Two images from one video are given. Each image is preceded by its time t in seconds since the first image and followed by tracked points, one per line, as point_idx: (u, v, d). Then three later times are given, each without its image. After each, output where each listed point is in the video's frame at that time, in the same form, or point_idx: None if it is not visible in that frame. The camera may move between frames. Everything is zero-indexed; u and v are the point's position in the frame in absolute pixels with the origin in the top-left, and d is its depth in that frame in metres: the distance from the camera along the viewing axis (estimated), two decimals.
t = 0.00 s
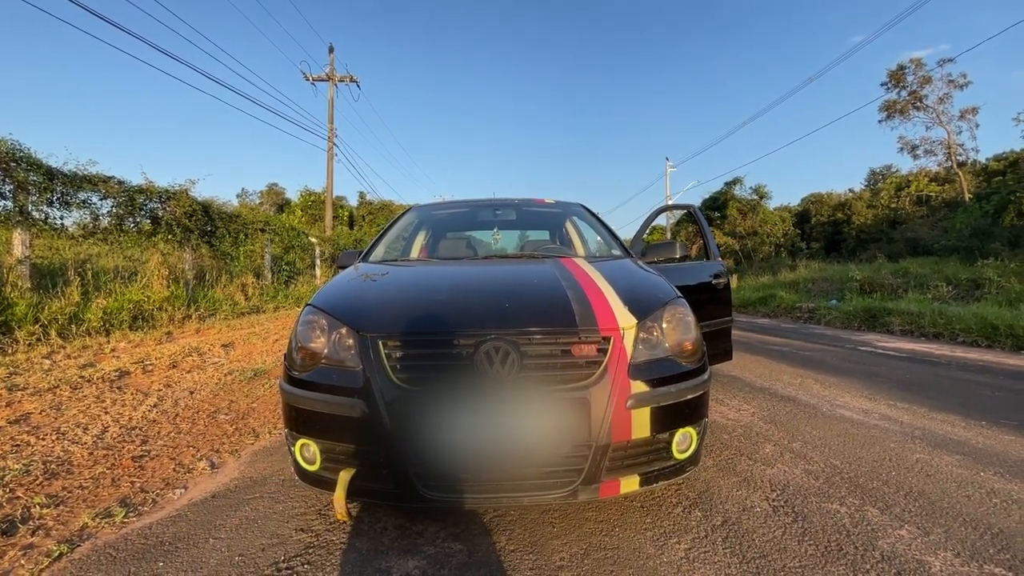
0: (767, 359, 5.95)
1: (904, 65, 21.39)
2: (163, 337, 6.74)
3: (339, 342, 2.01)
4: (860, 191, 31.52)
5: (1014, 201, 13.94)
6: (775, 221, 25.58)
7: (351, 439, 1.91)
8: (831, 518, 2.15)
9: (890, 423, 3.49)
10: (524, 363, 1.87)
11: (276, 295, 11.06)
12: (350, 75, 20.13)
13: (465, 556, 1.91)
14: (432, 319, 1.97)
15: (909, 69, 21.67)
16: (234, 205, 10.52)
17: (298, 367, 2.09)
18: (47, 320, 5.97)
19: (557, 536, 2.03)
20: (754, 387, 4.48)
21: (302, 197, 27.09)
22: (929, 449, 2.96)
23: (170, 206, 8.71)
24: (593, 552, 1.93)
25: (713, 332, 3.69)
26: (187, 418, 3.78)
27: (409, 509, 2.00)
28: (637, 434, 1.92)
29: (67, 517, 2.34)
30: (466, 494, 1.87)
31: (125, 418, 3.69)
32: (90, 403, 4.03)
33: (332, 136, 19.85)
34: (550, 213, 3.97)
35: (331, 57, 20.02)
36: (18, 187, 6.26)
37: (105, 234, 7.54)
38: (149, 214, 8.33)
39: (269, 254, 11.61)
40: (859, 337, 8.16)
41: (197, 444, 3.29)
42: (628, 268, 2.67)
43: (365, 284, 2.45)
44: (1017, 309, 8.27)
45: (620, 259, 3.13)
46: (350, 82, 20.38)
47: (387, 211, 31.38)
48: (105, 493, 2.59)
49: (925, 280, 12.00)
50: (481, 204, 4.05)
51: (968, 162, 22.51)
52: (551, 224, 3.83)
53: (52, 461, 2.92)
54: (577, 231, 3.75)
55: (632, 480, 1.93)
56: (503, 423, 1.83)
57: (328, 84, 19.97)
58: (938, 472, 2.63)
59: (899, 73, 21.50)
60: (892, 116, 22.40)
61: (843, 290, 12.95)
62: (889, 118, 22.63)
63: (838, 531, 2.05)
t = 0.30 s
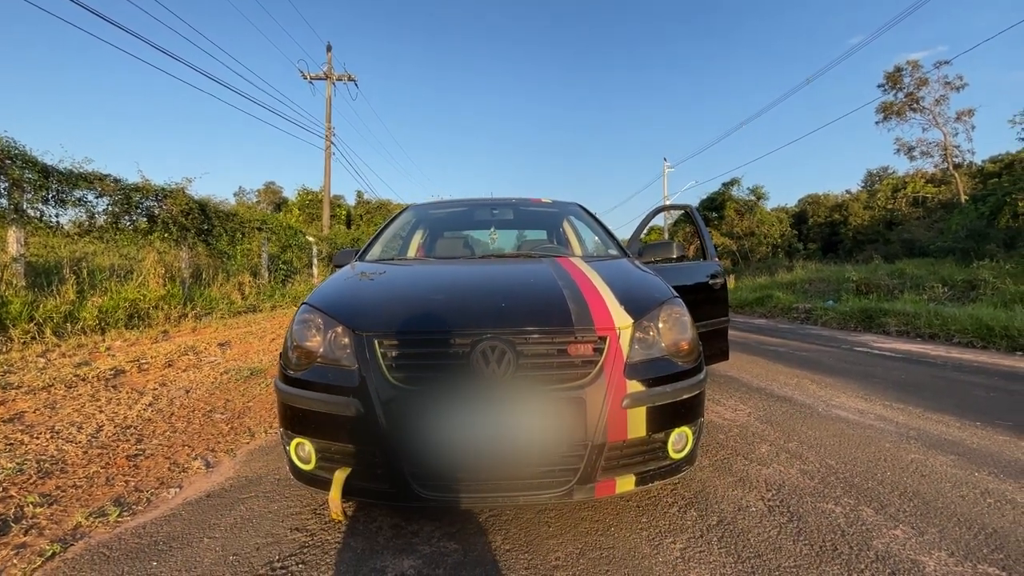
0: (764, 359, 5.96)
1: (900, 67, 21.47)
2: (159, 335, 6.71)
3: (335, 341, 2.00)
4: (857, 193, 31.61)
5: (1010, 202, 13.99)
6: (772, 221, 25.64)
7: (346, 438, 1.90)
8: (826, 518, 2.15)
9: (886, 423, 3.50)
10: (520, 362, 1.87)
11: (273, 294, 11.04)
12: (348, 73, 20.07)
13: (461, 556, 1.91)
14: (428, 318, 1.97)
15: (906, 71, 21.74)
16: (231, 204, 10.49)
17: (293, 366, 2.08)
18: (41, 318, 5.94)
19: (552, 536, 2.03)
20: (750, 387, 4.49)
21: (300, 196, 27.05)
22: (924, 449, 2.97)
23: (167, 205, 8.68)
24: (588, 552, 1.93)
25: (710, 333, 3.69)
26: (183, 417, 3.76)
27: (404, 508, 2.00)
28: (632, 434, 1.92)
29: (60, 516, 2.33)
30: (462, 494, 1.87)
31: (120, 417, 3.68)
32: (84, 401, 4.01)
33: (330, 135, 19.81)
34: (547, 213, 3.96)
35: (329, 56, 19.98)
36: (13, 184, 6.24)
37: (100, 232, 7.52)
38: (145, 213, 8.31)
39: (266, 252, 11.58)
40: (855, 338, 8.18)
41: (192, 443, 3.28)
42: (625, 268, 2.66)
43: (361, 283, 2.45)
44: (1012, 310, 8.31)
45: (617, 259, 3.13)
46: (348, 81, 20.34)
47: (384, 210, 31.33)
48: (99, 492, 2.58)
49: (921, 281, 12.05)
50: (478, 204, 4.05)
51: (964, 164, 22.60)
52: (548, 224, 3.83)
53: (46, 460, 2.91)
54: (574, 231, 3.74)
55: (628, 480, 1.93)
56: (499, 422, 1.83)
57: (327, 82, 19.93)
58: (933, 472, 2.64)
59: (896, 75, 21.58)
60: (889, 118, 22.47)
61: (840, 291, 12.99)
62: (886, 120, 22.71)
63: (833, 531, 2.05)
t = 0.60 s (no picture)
0: (760, 359, 5.98)
1: (897, 68, 21.53)
2: (155, 334, 6.70)
3: (332, 338, 2.00)
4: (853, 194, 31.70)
5: (1005, 203, 14.03)
6: (770, 222, 25.70)
7: (343, 435, 1.90)
8: (821, 515, 2.16)
9: (881, 422, 3.51)
10: (517, 359, 1.87)
11: (270, 293, 11.02)
12: (346, 73, 20.07)
13: (458, 552, 1.91)
14: (426, 315, 1.97)
15: (903, 73, 21.81)
16: (228, 203, 10.47)
17: (290, 363, 2.08)
18: (37, 317, 5.92)
19: (549, 533, 2.03)
20: (747, 386, 4.50)
21: (297, 195, 27.01)
22: (920, 448, 2.98)
23: (163, 204, 8.66)
24: (585, 549, 1.93)
25: (707, 332, 3.70)
26: (179, 415, 3.76)
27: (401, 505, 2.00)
28: (629, 431, 1.92)
29: (56, 514, 2.32)
30: (459, 491, 1.87)
31: (116, 415, 3.67)
32: (80, 400, 4.00)
33: (327, 135, 19.78)
34: (545, 212, 3.97)
35: (327, 56, 19.96)
36: (9, 182, 6.22)
37: (97, 231, 7.49)
38: (142, 212, 8.28)
39: (263, 252, 11.55)
40: (852, 338, 8.20)
41: (189, 441, 3.28)
42: (623, 266, 2.67)
43: (358, 280, 2.45)
44: (1008, 310, 8.34)
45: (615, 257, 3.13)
46: (346, 81, 20.31)
47: (382, 210, 31.29)
48: (95, 490, 2.57)
49: (918, 282, 12.09)
50: (476, 203, 4.05)
51: (960, 165, 22.68)
52: (546, 223, 3.83)
53: (41, 458, 2.90)
54: (572, 230, 3.75)
55: (625, 477, 1.93)
56: (496, 419, 1.83)
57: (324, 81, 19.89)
58: (928, 470, 2.65)
59: (893, 76, 21.64)
60: (886, 119, 22.53)
61: (836, 291, 13.03)
62: (883, 121, 22.78)
63: (828, 527, 2.06)
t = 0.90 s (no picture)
0: (757, 360, 5.99)
1: (894, 69, 21.58)
2: (152, 336, 6.68)
3: (328, 341, 2.00)
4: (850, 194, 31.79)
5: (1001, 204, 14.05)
6: (767, 222, 25.75)
7: (339, 438, 1.90)
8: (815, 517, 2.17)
9: (877, 423, 3.53)
10: (513, 362, 1.87)
11: (267, 294, 11.00)
12: (343, 73, 20.02)
13: (454, 555, 1.91)
14: (422, 318, 1.97)
15: (899, 73, 21.87)
16: (225, 203, 10.44)
17: (286, 366, 2.08)
18: (32, 318, 5.90)
19: (545, 536, 2.03)
20: (744, 388, 4.52)
21: (294, 195, 26.95)
22: (915, 449, 2.99)
23: (160, 204, 8.63)
24: (581, 552, 1.93)
25: (703, 333, 3.71)
26: (176, 418, 3.75)
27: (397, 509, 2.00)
28: (625, 433, 1.92)
29: (51, 518, 2.31)
30: (454, 494, 1.87)
31: (112, 418, 3.66)
32: (76, 402, 3.99)
33: (324, 135, 19.75)
34: (542, 213, 3.97)
35: (324, 55, 19.91)
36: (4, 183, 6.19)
37: (93, 232, 7.47)
38: (138, 212, 8.25)
39: (260, 252, 11.53)
40: (849, 338, 8.23)
41: (185, 444, 3.27)
42: (619, 269, 2.67)
43: (355, 283, 2.44)
44: (1003, 311, 8.37)
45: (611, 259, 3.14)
46: (343, 81, 20.28)
47: (379, 210, 31.28)
48: (90, 493, 2.56)
49: (914, 282, 12.13)
50: (472, 204, 4.05)
51: (956, 166, 22.77)
52: (543, 225, 3.84)
53: (36, 461, 2.89)
54: (568, 231, 3.75)
55: (621, 479, 1.94)
56: (492, 422, 1.84)
57: (321, 81, 19.87)
58: (923, 471, 2.66)
59: (889, 77, 21.69)
60: (882, 120, 22.59)
61: (833, 291, 13.07)
62: (879, 121, 22.85)
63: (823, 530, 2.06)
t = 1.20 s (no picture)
0: (754, 360, 5.99)
1: (889, 70, 21.65)
2: (148, 337, 6.66)
3: (323, 343, 2.00)
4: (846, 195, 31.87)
5: (996, 204, 14.09)
6: (764, 222, 25.80)
7: (335, 441, 1.89)
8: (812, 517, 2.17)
9: (873, 423, 3.53)
10: (509, 364, 1.87)
11: (264, 295, 10.98)
12: (340, 74, 20.02)
13: (450, 558, 1.91)
14: (418, 320, 1.97)
15: (895, 75, 21.95)
16: (221, 204, 10.41)
17: (282, 369, 2.07)
18: (28, 320, 5.87)
19: (542, 538, 2.03)
20: (741, 388, 4.52)
21: (291, 196, 26.92)
22: (911, 449, 2.99)
23: (156, 206, 8.60)
24: (578, 553, 1.93)
25: (700, 334, 3.71)
26: (172, 420, 3.73)
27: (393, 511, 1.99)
28: (621, 435, 1.92)
29: (44, 521, 2.30)
30: (450, 496, 1.86)
31: (107, 420, 3.64)
32: (71, 405, 3.97)
33: (322, 136, 19.75)
34: (539, 214, 3.97)
35: (321, 56, 19.90)
36: None
37: (89, 233, 7.45)
38: (134, 214, 8.23)
39: (257, 253, 11.50)
40: (845, 338, 8.25)
41: (181, 446, 3.26)
42: (616, 271, 2.67)
43: (351, 284, 2.44)
44: (999, 311, 8.41)
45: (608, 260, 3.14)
46: (340, 81, 20.28)
47: (377, 211, 31.26)
48: (84, 497, 2.55)
49: (910, 282, 12.17)
50: (470, 205, 4.05)
51: (951, 166, 22.85)
52: (540, 226, 3.84)
53: (31, 464, 2.87)
54: (566, 232, 3.75)
55: (617, 481, 1.93)
56: (488, 423, 1.83)
57: (318, 82, 19.85)
58: (919, 471, 2.66)
59: (885, 77, 21.77)
60: (878, 120, 22.65)
61: (830, 292, 13.11)
62: (875, 122, 22.92)
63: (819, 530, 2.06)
